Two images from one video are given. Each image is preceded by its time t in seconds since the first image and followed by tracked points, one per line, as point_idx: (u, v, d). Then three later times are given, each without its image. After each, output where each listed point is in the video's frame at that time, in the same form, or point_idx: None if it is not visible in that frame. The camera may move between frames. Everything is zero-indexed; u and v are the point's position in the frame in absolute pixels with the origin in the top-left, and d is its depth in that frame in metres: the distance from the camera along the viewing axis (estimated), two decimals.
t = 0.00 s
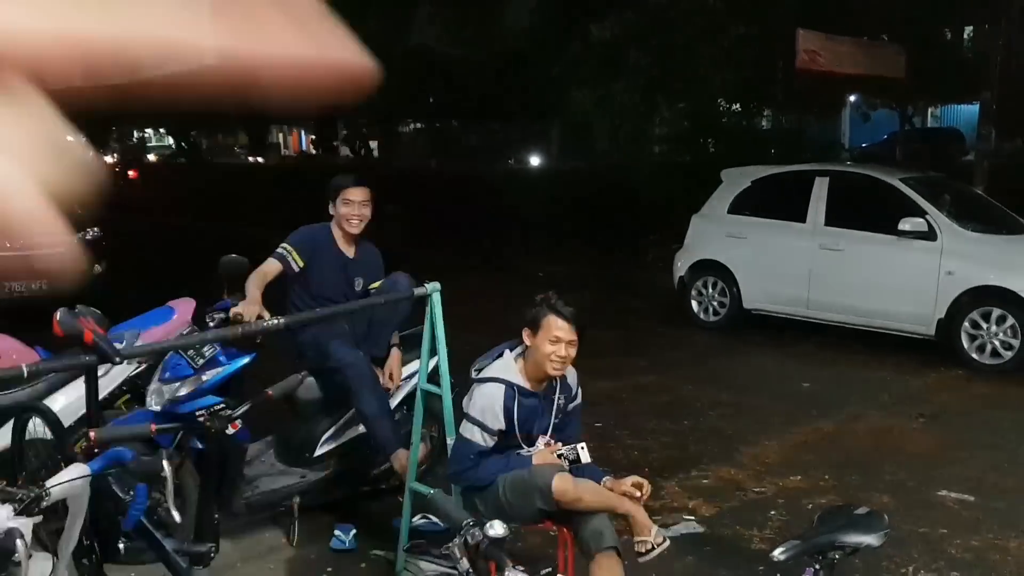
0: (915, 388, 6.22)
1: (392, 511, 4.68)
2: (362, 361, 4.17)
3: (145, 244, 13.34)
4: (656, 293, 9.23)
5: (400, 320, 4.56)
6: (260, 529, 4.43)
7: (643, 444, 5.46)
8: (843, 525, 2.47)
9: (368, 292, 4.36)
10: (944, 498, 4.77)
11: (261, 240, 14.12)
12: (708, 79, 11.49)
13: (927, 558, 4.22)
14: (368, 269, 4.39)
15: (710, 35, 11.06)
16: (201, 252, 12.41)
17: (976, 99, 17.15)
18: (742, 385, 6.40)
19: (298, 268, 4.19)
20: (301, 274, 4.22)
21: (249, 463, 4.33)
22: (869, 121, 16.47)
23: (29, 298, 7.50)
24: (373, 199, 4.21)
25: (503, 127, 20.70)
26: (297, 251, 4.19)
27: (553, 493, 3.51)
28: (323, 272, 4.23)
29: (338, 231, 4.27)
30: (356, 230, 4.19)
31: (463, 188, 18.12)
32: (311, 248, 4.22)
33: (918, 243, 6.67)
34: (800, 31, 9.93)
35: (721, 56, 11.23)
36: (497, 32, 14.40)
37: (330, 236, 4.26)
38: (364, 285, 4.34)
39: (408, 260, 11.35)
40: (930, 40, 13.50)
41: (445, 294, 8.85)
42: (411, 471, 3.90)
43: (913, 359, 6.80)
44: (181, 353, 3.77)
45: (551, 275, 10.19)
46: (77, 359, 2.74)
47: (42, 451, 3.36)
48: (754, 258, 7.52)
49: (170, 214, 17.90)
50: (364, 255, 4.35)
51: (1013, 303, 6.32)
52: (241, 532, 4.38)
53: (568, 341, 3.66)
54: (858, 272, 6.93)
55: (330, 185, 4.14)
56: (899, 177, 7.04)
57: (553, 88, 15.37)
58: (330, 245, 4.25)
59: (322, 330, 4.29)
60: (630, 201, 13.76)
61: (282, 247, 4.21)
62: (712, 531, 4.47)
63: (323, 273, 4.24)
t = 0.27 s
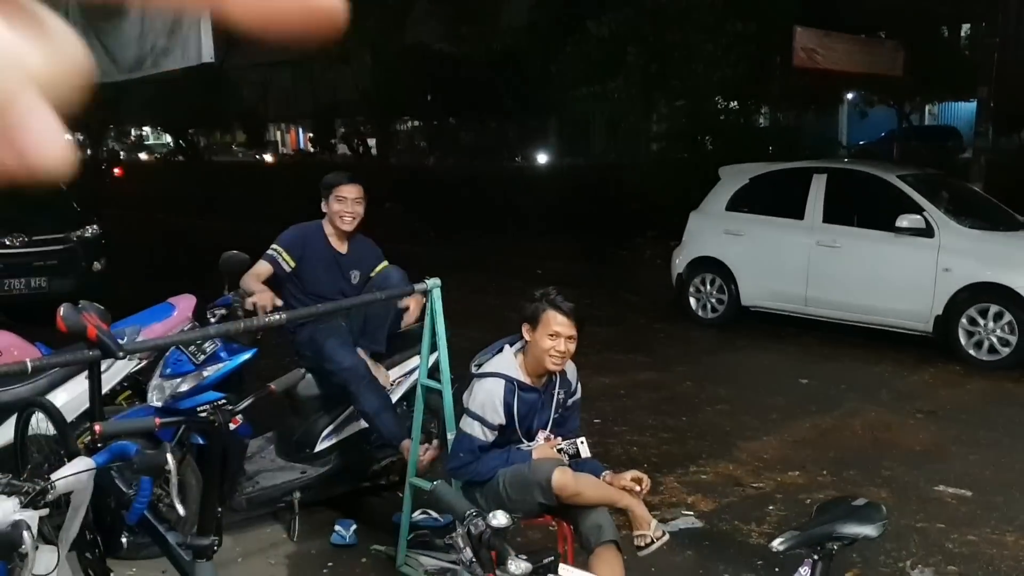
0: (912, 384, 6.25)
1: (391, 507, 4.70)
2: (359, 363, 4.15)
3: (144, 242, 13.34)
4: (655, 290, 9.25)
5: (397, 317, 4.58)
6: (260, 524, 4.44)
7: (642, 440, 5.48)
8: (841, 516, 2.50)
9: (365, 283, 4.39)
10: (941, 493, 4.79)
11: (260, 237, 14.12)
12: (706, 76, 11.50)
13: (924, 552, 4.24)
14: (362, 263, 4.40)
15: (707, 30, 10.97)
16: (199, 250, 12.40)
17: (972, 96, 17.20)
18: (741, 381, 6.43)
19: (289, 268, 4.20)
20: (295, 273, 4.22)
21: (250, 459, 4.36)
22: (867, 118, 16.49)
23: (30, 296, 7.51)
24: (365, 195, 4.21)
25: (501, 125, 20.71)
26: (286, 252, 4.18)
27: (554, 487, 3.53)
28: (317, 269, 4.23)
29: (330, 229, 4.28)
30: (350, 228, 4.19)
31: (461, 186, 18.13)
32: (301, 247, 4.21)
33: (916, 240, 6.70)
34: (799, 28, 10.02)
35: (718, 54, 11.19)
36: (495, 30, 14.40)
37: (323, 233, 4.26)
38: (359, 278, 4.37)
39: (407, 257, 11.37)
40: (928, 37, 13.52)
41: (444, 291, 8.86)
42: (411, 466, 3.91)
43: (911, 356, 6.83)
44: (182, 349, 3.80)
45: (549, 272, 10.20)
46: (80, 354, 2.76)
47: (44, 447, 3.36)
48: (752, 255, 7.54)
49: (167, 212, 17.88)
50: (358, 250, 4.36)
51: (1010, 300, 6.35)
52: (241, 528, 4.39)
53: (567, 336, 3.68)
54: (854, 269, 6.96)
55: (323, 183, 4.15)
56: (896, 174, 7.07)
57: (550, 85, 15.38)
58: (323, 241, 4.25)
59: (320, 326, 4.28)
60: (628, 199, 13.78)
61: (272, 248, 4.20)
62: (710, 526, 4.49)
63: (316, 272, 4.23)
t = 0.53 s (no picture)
0: (910, 381, 6.26)
1: (390, 503, 4.71)
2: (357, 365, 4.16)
3: (143, 240, 13.35)
4: (654, 288, 9.26)
5: (392, 311, 4.57)
6: (258, 521, 4.45)
7: (640, 437, 5.49)
8: (837, 511, 2.51)
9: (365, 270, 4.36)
10: (938, 490, 4.81)
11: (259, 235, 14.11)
12: (704, 74, 11.50)
13: (921, 548, 4.25)
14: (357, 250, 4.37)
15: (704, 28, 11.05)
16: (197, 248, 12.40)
17: (971, 94, 17.21)
18: (739, 379, 6.44)
19: (288, 261, 4.17)
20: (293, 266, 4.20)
21: (249, 456, 4.36)
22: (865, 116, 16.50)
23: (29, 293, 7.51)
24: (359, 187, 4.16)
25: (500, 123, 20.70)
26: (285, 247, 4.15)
27: (551, 483, 3.54)
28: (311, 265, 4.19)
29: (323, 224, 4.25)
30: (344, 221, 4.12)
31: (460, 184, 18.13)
32: (297, 241, 4.18)
33: (914, 237, 6.71)
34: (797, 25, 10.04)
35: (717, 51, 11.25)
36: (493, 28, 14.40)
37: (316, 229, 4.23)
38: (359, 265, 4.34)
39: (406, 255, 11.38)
40: (926, 35, 13.52)
41: (443, 289, 8.87)
42: (409, 463, 3.93)
43: (909, 353, 6.83)
44: (181, 346, 3.82)
45: (548, 270, 10.21)
46: (78, 350, 2.77)
47: (42, 443, 3.37)
48: (750, 252, 7.55)
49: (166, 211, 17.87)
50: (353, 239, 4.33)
51: (1007, 297, 6.36)
52: (240, 525, 4.40)
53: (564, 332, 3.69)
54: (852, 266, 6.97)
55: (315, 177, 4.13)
56: (893, 172, 7.08)
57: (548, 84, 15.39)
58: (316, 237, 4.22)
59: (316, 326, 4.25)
60: (627, 197, 13.80)
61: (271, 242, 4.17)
62: (708, 523, 4.51)
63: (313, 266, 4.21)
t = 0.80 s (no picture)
0: (908, 379, 6.27)
1: (389, 501, 4.71)
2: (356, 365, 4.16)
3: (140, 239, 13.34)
4: (652, 287, 9.27)
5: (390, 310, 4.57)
6: (257, 519, 4.46)
7: (638, 435, 5.50)
8: (835, 505, 2.52)
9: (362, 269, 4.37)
10: (936, 488, 4.82)
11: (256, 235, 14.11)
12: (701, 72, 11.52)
13: (919, 545, 4.26)
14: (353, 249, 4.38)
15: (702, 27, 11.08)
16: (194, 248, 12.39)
17: (968, 93, 17.23)
18: (737, 377, 6.45)
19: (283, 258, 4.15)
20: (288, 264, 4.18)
21: (247, 454, 4.36)
22: (863, 115, 16.51)
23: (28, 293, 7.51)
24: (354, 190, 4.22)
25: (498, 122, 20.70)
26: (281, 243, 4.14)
27: (550, 480, 3.55)
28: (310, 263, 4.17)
29: (321, 223, 4.25)
30: (340, 220, 4.18)
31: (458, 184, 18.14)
32: (294, 238, 4.18)
33: (911, 236, 6.72)
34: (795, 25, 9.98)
35: (715, 50, 11.26)
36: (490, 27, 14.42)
37: (313, 228, 4.23)
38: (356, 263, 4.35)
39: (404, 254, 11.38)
40: (924, 34, 13.52)
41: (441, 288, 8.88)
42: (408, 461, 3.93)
43: (907, 351, 6.84)
44: (179, 344, 3.82)
45: (546, 269, 10.21)
46: (77, 347, 2.77)
47: (42, 440, 3.38)
48: (749, 251, 7.56)
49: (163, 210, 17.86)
50: (348, 238, 4.35)
51: (1005, 295, 6.37)
52: (239, 523, 4.41)
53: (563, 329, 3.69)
54: (850, 264, 6.98)
55: (310, 176, 4.16)
56: (891, 170, 7.09)
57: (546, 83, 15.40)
58: (313, 236, 4.22)
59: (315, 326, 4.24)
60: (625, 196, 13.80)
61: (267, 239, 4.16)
62: (707, 520, 4.52)
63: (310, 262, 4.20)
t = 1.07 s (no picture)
0: (905, 378, 6.28)
1: (385, 500, 4.72)
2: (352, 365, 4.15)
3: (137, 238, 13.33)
4: (649, 286, 9.28)
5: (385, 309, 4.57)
6: (253, 518, 4.46)
7: (635, 434, 5.51)
8: (829, 502, 2.54)
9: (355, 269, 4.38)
10: (931, 487, 4.83)
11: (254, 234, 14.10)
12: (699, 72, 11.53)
13: (914, 544, 4.27)
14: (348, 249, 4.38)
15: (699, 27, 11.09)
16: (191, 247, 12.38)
17: (965, 94, 17.25)
18: (733, 376, 6.46)
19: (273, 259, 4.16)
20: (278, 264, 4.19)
21: (243, 452, 4.35)
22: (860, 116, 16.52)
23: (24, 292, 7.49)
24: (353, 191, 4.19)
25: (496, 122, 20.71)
26: (272, 243, 4.16)
27: (546, 478, 3.57)
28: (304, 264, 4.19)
29: (316, 223, 4.27)
30: (337, 222, 4.17)
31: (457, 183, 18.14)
32: (285, 239, 4.19)
33: (908, 235, 6.72)
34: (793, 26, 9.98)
35: (712, 50, 11.28)
36: (488, 27, 14.43)
37: (308, 228, 4.24)
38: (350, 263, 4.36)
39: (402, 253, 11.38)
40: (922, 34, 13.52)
41: (438, 288, 8.88)
42: (404, 459, 3.93)
43: (903, 350, 6.85)
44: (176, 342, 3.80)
45: (543, 268, 10.21)
46: (74, 345, 2.77)
47: (38, 438, 3.38)
48: (745, 250, 7.56)
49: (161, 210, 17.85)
50: (343, 238, 4.35)
51: (1001, 295, 6.38)
52: (235, 521, 4.41)
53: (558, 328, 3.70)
54: (847, 264, 6.99)
55: (309, 177, 4.15)
56: (888, 170, 7.10)
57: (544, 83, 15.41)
58: (308, 236, 4.23)
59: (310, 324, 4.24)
60: (622, 196, 13.81)
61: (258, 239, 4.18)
62: (703, 518, 4.53)
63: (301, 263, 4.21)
